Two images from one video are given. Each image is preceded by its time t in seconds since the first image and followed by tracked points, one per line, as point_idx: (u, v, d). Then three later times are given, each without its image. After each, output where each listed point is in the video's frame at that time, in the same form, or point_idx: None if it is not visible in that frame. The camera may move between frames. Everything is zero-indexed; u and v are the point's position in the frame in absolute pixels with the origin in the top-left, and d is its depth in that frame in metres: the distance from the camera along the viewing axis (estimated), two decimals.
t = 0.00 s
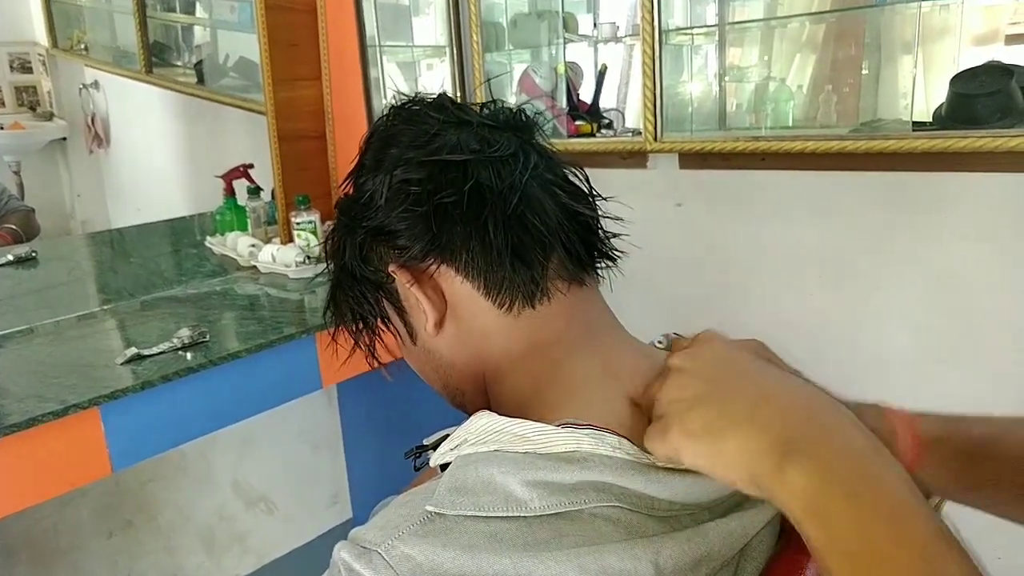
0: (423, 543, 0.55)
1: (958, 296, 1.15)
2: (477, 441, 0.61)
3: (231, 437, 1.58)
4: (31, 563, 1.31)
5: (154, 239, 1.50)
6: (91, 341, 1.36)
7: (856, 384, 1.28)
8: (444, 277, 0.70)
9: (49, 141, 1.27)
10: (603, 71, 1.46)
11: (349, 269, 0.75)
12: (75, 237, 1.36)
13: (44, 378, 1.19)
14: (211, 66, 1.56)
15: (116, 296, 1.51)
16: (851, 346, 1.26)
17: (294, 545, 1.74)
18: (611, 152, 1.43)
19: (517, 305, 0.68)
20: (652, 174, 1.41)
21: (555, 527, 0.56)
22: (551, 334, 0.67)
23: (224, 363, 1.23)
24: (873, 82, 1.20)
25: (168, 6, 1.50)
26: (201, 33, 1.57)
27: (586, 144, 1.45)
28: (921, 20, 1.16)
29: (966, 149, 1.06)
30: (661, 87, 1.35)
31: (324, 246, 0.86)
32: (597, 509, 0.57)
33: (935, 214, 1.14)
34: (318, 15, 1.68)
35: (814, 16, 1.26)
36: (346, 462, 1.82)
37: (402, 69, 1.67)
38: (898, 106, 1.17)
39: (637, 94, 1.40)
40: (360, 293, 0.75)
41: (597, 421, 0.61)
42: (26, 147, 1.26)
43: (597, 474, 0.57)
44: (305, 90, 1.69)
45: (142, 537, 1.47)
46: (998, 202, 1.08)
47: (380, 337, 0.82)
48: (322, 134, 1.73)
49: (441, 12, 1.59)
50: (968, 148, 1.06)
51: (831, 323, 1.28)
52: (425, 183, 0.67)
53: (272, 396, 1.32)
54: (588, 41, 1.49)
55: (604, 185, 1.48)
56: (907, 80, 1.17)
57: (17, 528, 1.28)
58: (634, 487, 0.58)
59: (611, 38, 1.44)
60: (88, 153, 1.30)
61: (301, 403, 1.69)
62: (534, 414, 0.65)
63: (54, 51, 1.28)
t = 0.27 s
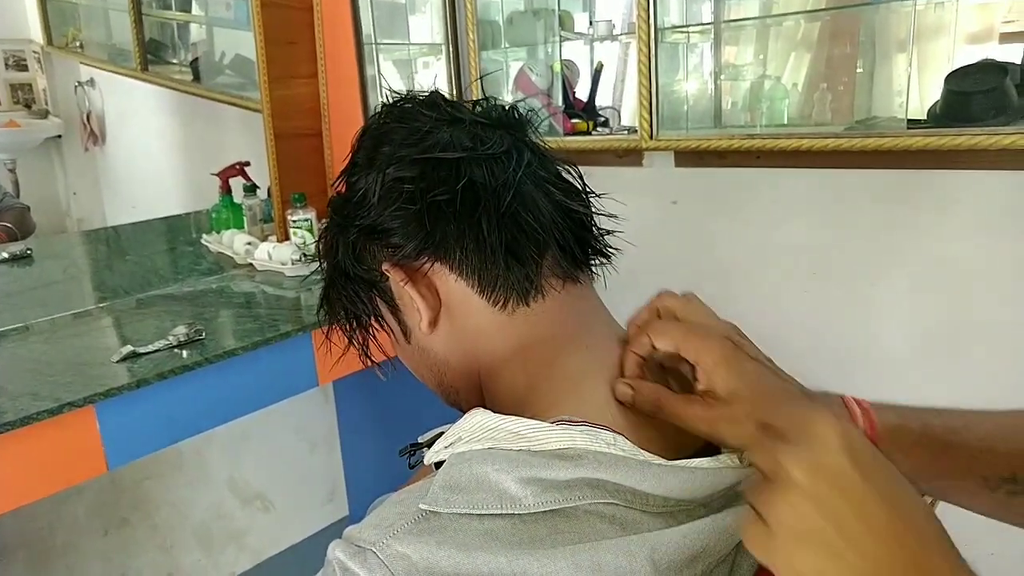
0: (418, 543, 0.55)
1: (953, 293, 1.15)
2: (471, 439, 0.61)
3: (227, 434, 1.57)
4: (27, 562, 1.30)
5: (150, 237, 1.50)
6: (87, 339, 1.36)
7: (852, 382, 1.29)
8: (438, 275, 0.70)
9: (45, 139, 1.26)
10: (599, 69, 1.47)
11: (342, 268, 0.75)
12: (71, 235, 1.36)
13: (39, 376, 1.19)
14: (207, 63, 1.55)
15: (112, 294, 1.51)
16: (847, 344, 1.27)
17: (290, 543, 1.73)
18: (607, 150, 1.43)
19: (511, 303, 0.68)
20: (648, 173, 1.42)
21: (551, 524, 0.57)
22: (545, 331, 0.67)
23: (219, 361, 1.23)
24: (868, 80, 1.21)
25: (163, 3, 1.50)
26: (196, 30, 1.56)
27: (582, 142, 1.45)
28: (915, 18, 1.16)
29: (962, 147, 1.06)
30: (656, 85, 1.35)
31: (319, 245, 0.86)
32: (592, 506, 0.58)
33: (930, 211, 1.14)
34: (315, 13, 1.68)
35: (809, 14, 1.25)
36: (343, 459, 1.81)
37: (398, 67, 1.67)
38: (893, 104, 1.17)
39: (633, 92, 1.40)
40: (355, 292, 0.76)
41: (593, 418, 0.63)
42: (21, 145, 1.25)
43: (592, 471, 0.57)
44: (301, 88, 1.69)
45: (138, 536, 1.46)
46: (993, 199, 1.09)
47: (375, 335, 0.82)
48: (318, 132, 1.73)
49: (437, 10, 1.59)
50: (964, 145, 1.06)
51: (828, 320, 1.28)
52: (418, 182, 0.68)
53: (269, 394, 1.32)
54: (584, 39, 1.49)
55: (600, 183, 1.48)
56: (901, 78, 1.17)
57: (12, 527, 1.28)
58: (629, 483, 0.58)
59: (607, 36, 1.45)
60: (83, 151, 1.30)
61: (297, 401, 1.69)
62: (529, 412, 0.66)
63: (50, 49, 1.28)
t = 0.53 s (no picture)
0: (423, 539, 0.55)
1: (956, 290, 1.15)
2: (474, 436, 0.60)
3: (229, 432, 1.57)
4: (28, 560, 1.30)
5: (151, 234, 1.50)
6: (88, 337, 1.36)
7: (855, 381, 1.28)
8: (443, 270, 0.70)
9: (46, 136, 1.27)
10: (601, 66, 1.46)
11: (347, 262, 0.75)
12: (72, 233, 1.36)
13: (40, 374, 1.19)
14: (207, 61, 1.55)
15: (113, 292, 1.50)
16: (851, 343, 1.27)
17: (290, 541, 1.72)
18: (609, 147, 1.43)
19: (516, 298, 0.68)
20: (650, 170, 1.41)
21: (556, 522, 0.57)
22: (550, 326, 0.67)
23: (221, 359, 1.23)
24: (869, 77, 1.20)
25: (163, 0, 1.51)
26: (197, 28, 1.57)
27: (583, 139, 1.45)
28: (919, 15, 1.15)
29: (965, 144, 1.06)
30: (658, 82, 1.35)
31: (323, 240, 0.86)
32: (596, 504, 0.58)
33: (933, 208, 1.14)
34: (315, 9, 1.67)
35: (811, 11, 1.25)
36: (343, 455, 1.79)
37: (399, 64, 1.67)
38: (896, 101, 1.17)
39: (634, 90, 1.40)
40: (359, 287, 0.76)
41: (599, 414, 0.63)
42: (21, 142, 1.26)
43: (596, 468, 0.57)
44: (301, 85, 1.67)
45: (139, 534, 1.46)
46: (997, 196, 1.08)
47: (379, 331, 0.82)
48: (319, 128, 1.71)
49: (438, 8, 1.58)
50: (965, 143, 1.06)
51: (831, 318, 1.28)
52: (424, 176, 0.68)
53: (270, 392, 1.32)
54: (585, 36, 1.49)
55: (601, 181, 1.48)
56: (903, 76, 1.17)
57: (14, 525, 1.28)
58: (634, 481, 0.58)
59: (609, 33, 1.44)
60: (85, 149, 1.30)
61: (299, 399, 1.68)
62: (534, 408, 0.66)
63: (50, 45, 1.28)
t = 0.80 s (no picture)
0: (421, 541, 0.54)
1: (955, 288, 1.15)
2: (471, 436, 0.59)
3: (224, 432, 1.56)
4: (22, 560, 1.30)
5: (147, 233, 1.49)
6: (82, 336, 1.35)
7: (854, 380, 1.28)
8: (438, 272, 0.69)
9: (41, 133, 1.26)
10: (597, 66, 1.46)
11: (341, 266, 0.74)
12: (66, 231, 1.36)
13: (34, 373, 1.18)
14: (203, 59, 1.54)
15: (107, 291, 1.49)
16: (849, 342, 1.27)
17: (285, 541, 1.70)
18: (606, 147, 1.43)
19: (509, 298, 0.68)
20: (647, 170, 1.41)
21: (554, 523, 0.56)
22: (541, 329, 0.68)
23: (216, 358, 1.22)
24: (865, 77, 1.21)
25: None
26: (193, 26, 1.55)
27: (580, 138, 1.44)
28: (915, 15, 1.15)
29: (961, 144, 1.06)
30: (655, 81, 1.35)
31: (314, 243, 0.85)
32: (595, 505, 0.57)
33: (931, 208, 1.14)
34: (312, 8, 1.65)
35: (806, 12, 1.25)
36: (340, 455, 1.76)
37: (396, 63, 1.67)
38: (891, 102, 1.17)
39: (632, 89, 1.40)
40: (353, 289, 0.75)
41: (596, 415, 0.62)
42: (17, 140, 1.25)
43: (594, 469, 0.56)
44: (297, 83, 1.66)
45: (133, 534, 1.44)
46: (994, 196, 1.09)
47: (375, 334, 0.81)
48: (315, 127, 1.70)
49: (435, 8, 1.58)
50: (963, 143, 1.05)
51: (828, 318, 1.28)
52: (416, 177, 0.67)
53: (266, 392, 1.31)
54: (582, 36, 1.49)
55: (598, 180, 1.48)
56: (899, 76, 1.17)
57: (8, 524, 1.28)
58: (632, 481, 0.57)
59: (606, 32, 1.44)
60: (79, 147, 1.29)
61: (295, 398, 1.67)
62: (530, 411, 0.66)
63: (45, 43, 1.28)
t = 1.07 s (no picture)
0: (425, 539, 0.54)
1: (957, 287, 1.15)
2: (475, 433, 0.59)
3: (225, 430, 1.55)
4: (23, 558, 1.30)
5: (149, 231, 1.49)
6: (83, 334, 1.34)
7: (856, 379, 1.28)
8: (440, 270, 0.69)
9: (40, 132, 1.26)
10: (599, 63, 1.46)
11: (343, 266, 0.73)
12: (66, 229, 1.36)
13: (34, 371, 1.18)
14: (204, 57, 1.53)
15: (108, 288, 1.49)
16: (852, 340, 1.27)
17: (286, 539, 1.70)
18: (608, 145, 1.43)
19: (511, 295, 0.67)
20: (649, 168, 1.41)
21: (559, 520, 0.56)
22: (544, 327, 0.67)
23: (218, 356, 1.22)
24: (866, 75, 1.20)
25: None
26: (193, 24, 1.54)
27: (581, 137, 1.44)
28: (919, 12, 1.15)
29: (966, 142, 1.06)
30: (657, 79, 1.35)
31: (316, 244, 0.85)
32: (600, 502, 0.57)
33: (934, 206, 1.13)
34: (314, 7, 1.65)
35: (809, 9, 1.26)
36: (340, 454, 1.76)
37: (398, 61, 1.66)
38: (894, 101, 1.16)
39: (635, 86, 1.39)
40: (356, 290, 0.74)
41: (598, 412, 0.61)
42: (19, 137, 1.25)
43: (598, 466, 0.56)
44: (299, 81, 1.66)
45: (134, 532, 1.44)
46: (999, 193, 1.08)
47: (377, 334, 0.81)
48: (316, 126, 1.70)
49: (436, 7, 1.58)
50: (967, 140, 1.05)
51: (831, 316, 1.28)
52: (418, 175, 0.66)
53: (268, 390, 1.30)
54: (584, 34, 1.49)
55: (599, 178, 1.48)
56: (902, 74, 1.17)
57: (9, 523, 1.27)
58: (636, 479, 0.57)
59: (608, 30, 1.44)
60: (80, 144, 1.29)
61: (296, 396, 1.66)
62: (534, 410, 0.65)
63: (45, 41, 1.28)
